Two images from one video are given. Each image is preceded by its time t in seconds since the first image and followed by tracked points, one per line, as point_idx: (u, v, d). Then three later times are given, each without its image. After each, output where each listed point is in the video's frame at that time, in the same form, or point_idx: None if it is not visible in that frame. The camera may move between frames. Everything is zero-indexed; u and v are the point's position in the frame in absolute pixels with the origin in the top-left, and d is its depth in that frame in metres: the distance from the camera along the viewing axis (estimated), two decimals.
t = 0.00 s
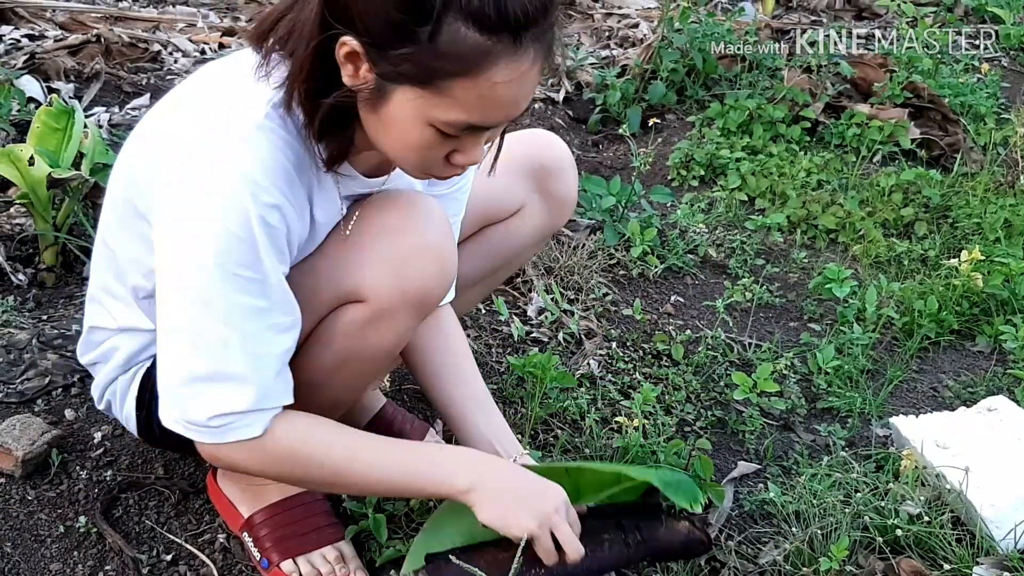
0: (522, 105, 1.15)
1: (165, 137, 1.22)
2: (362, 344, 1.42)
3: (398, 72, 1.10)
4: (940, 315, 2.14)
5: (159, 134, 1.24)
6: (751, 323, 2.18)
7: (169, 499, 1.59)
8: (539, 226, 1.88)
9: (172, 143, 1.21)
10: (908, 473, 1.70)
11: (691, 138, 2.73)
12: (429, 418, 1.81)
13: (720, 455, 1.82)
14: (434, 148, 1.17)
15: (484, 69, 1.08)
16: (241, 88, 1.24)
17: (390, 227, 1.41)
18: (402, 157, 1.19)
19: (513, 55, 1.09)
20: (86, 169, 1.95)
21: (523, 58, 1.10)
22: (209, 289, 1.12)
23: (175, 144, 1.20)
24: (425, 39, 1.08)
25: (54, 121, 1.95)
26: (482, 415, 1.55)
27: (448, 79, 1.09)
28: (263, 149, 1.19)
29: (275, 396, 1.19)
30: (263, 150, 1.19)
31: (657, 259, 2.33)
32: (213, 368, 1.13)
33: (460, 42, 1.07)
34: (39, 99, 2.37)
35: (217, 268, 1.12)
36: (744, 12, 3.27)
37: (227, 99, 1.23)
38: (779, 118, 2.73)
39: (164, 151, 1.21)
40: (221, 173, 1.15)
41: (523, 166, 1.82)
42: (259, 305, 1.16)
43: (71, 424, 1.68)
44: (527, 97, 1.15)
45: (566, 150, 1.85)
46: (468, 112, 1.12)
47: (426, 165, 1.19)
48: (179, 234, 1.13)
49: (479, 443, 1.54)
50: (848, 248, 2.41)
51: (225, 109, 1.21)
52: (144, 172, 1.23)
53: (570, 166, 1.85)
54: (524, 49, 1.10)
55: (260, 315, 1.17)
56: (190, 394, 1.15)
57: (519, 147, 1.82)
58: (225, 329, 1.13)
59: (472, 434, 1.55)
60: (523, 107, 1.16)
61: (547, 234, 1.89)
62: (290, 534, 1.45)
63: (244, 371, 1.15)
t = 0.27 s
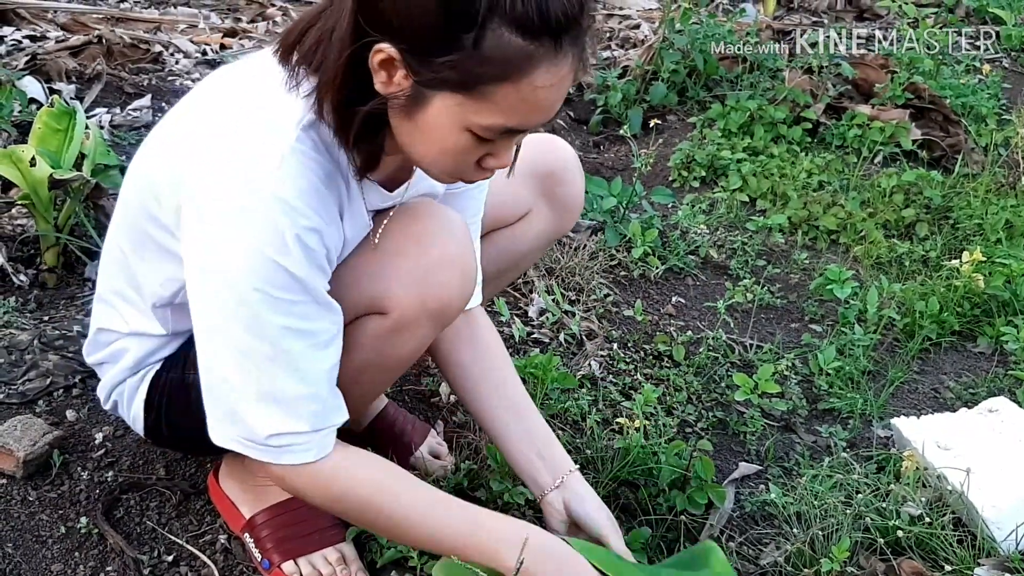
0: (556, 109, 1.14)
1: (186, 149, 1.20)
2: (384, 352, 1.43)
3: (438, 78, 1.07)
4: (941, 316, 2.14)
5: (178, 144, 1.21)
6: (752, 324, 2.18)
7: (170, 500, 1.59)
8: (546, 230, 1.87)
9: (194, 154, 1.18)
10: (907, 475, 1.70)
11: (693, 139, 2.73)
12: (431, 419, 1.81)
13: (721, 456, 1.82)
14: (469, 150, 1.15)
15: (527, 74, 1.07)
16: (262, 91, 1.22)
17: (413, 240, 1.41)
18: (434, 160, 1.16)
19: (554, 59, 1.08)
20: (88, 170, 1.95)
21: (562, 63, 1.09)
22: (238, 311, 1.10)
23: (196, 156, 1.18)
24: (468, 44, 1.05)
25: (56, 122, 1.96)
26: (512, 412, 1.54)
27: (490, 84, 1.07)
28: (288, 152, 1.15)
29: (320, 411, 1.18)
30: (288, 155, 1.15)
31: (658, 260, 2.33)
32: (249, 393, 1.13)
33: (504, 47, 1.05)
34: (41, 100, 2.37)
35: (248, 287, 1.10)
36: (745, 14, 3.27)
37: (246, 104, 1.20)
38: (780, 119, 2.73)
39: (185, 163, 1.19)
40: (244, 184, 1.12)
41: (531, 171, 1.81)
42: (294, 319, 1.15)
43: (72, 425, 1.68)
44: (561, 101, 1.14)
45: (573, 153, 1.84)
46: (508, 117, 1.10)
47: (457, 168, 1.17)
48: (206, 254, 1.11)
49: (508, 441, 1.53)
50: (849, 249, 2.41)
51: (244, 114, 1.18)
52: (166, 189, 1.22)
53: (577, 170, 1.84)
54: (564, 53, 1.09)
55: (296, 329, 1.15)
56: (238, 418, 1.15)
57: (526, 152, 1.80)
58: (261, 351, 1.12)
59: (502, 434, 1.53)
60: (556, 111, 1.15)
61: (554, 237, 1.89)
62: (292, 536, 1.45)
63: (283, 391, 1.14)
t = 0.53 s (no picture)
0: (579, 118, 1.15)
1: (206, 160, 1.20)
2: (395, 360, 1.45)
3: (469, 92, 1.07)
4: (941, 317, 2.14)
5: (195, 155, 1.21)
6: (753, 324, 2.18)
7: (173, 500, 1.59)
8: (555, 238, 1.87)
9: (213, 164, 1.18)
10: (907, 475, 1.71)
11: (694, 140, 2.74)
12: (432, 419, 1.82)
13: (722, 456, 1.82)
14: (494, 162, 1.15)
15: (557, 86, 1.08)
16: (281, 99, 1.21)
17: (428, 253, 1.42)
18: (460, 173, 1.16)
19: (584, 70, 1.09)
20: (91, 170, 1.96)
21: (591, 73, 1.10)
22: (261, 322, 1.10)
23: (212, 166, 1.18)
24: (501, 58, 1.05)
25: (59, 123, 1.96)
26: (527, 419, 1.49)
27: (523, 96, 1.07)
28: (308, 162, 1.15)
29: (345, 422, 1.17)
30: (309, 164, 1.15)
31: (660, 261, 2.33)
32: (272, 405, 1.13)
33: (537, 59, 1.05)
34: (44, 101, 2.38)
35: (269, 298, 1.10)
36: (746, 15, 3.28)
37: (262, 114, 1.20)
38: (781, 120, 2.74)
39: (201, 174, 1.19)
40: (263, 195, 1.12)
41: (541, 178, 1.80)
42: (315, 329, 1.14)
43: (75, 425, 1.69)
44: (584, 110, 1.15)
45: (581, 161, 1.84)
46: (537, 128, 1.11)
47: (482, 180, 1.17)
48: (226, 266, 1.11)
49: (514, 448, 1.49)
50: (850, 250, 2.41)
51: (262, 125, 1.18)
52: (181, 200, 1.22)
53: (586, 174, 1.84)
54: (592, 63, 1.10)
55: (317, 340, 1.14)
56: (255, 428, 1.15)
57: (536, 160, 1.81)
58: (283, 362, 1.12)
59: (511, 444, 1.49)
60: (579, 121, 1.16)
61: (563, 244, 1.89)
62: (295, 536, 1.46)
63: (306, 402, 1.14)
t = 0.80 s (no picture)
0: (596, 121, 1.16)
1: (210, 156, 1.19)
2: (395, 366, 1.45)
3: (489, 93, 1.08)
4: (944, 317, 2.14)
5: (199, 153, 1.21)
6: (755, 324, 2.18)
7: (173, 501, 1.59)
8: (557, 239, 1.86)
9: (216, 161, 1.18)
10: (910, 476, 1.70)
11: (696, 140, 2.73)
12: (433, 419, 1.81)
13: (724, 457, 1.82)
14: (509, 162, 1.16)
15: (577, 88, 1.09)
16: (289, 100, 1.21)
17: (433, 257, 1.42)
18: (475, 172, 1.17)
19: (603, 73, 1.10)
20: (91, 170, 1.95)
21: (609, 77, 1.12)
22: (253, 318, 1.09)
23: (218, 162, 1.17)
24: (524, 60, 1.06)
25: (59, 122, 1.96)
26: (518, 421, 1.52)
27: (543, 98, 1.08)
28: (312, 162, 1.15)
29: (322, 423, 1.17)
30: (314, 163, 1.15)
31: (661, 261, 2.32)
32: (254, 402, 1.12)
33: (560, 62, 1.07)
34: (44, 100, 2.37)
35: (265, 294, 1.09)
36: (748, 14, 3.27)
37: (271, 112, 1.20)
38: (783, 119, 2.73)
39: (207, 170, 1.18)
40: (267, 191, 1.11)
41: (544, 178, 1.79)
42: (307, 329, 1.14)
43: (75, 425, 1.68)
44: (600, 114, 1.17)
45: (586, 161, 1.82)
46: (555, 130, 1.12)
47: (496, 179, 1.18)
48: (226, 261, 1.10)
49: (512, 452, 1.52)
50: (852, 250, 2.40)
51: (270, 124, 1.18)
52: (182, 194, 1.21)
53: (589, 176, 1.82)
54: (612, 67, 1.11)
55: (307, 340, 1.14)
56: (236, 429, 1.13)
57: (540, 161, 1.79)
58: (273, 361, 1.11)
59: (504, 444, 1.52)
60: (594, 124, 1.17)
61: (565, 245, 1.88)
62: (295, 537, 1.45)
63: (289, 402, 1.13)
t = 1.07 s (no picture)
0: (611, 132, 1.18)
1: (223, 155, 1.19)
2: (397, 365, 1.44)
3: (510, 100, 1.09)
4: (946, 316, 2.13)
5: (211, 152, 1.20)
6: (757, 324, 2.17)
7: (175, 499, 1.59)
8: (563, 241, 1.86)
9: (230, 160, 1.17)
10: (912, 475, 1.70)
11: (698, 138, 2.73)
12: (435, 417, 1.81)
13: (726, 456, 1.82)
14: (525, 170, 1.17)
15: (597, 97, 1.10)
16: (302, 102, 1.21)
17: (437, 256, 1.42)
18: (491, 181, 1.18)
19: (622, 84, 1.12)
20: (92, 169, 1.95)
21: (626, 88, 1.13)
22: (269, 316, 1.08)
23: (233, 161, 1.17)
24: (546, 68, 1.07)
25: (61, 121, 1.96)
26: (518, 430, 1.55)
27: (563, 106, 1.09)
28: (329, 161, 1.15)
29: (337, 423, 1.16)
30: (330, 162, 1.15)
31: (663, 260, 2.32)
32: (267, 402, 1.10)
33: (581, 71, 1.08)
34: (46, 99, 2.37)
35: (282, 292, 1.08)
36: (750, 13, 3.27)
37: (286, 112, 1.20)
38: (784, 118, 2.72)
39: (222, 168, 1.18)
40: (284, 190, 1.11)
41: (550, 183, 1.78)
42: (321, 328, 1.13)
43: (77, 424, 1.68)
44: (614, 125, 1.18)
45: (592, 164, 1.80)
46: (574, 138, 1.13)
47: (511, 187, 1.19)
48: (243, 259, 1.09)
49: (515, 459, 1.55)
50: (854, 249, 2.40)
51: (285, 124, 1.18)
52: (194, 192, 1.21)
53: (595, 180, 1.80)
54: (630, 78, 1.13)
55: (322, 339, 1.13)
56: (249, 430, 1.12)
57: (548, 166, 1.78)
58: (290, 360, 1.10)
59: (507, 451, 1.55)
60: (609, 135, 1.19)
61: (571, 246, 1.87)
62: (297, 535, 1.45)
63: (305, 401, 1.12)
